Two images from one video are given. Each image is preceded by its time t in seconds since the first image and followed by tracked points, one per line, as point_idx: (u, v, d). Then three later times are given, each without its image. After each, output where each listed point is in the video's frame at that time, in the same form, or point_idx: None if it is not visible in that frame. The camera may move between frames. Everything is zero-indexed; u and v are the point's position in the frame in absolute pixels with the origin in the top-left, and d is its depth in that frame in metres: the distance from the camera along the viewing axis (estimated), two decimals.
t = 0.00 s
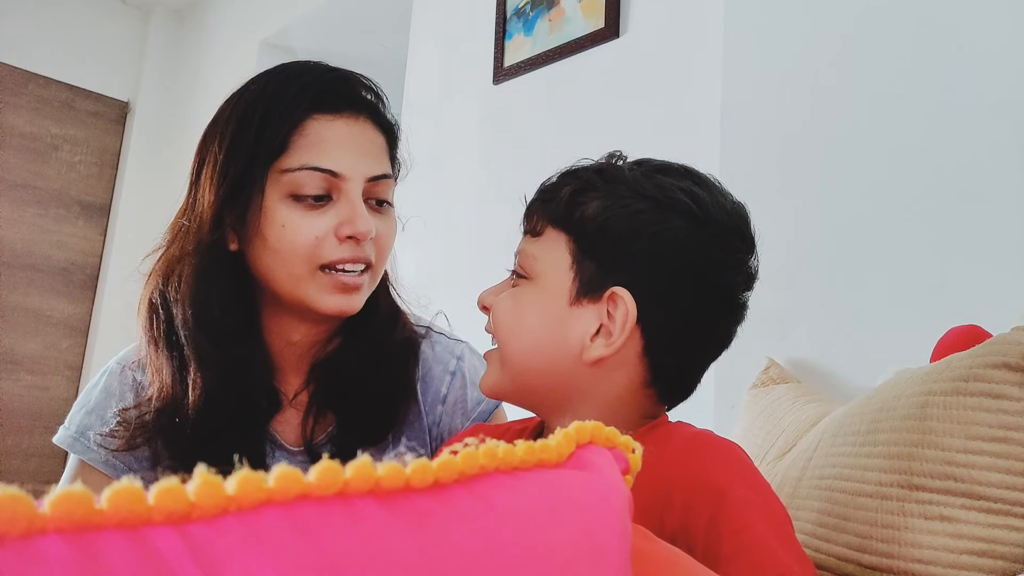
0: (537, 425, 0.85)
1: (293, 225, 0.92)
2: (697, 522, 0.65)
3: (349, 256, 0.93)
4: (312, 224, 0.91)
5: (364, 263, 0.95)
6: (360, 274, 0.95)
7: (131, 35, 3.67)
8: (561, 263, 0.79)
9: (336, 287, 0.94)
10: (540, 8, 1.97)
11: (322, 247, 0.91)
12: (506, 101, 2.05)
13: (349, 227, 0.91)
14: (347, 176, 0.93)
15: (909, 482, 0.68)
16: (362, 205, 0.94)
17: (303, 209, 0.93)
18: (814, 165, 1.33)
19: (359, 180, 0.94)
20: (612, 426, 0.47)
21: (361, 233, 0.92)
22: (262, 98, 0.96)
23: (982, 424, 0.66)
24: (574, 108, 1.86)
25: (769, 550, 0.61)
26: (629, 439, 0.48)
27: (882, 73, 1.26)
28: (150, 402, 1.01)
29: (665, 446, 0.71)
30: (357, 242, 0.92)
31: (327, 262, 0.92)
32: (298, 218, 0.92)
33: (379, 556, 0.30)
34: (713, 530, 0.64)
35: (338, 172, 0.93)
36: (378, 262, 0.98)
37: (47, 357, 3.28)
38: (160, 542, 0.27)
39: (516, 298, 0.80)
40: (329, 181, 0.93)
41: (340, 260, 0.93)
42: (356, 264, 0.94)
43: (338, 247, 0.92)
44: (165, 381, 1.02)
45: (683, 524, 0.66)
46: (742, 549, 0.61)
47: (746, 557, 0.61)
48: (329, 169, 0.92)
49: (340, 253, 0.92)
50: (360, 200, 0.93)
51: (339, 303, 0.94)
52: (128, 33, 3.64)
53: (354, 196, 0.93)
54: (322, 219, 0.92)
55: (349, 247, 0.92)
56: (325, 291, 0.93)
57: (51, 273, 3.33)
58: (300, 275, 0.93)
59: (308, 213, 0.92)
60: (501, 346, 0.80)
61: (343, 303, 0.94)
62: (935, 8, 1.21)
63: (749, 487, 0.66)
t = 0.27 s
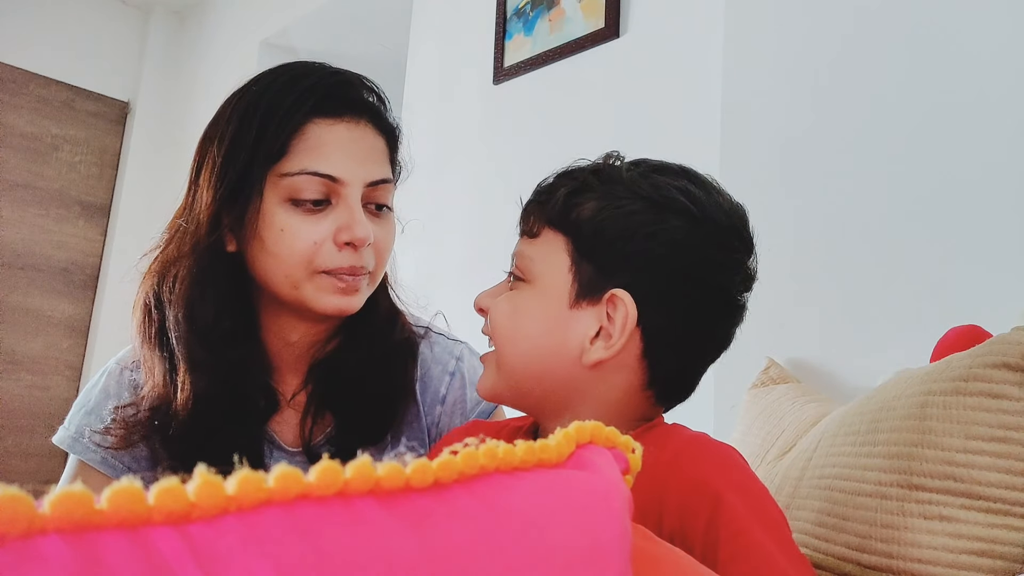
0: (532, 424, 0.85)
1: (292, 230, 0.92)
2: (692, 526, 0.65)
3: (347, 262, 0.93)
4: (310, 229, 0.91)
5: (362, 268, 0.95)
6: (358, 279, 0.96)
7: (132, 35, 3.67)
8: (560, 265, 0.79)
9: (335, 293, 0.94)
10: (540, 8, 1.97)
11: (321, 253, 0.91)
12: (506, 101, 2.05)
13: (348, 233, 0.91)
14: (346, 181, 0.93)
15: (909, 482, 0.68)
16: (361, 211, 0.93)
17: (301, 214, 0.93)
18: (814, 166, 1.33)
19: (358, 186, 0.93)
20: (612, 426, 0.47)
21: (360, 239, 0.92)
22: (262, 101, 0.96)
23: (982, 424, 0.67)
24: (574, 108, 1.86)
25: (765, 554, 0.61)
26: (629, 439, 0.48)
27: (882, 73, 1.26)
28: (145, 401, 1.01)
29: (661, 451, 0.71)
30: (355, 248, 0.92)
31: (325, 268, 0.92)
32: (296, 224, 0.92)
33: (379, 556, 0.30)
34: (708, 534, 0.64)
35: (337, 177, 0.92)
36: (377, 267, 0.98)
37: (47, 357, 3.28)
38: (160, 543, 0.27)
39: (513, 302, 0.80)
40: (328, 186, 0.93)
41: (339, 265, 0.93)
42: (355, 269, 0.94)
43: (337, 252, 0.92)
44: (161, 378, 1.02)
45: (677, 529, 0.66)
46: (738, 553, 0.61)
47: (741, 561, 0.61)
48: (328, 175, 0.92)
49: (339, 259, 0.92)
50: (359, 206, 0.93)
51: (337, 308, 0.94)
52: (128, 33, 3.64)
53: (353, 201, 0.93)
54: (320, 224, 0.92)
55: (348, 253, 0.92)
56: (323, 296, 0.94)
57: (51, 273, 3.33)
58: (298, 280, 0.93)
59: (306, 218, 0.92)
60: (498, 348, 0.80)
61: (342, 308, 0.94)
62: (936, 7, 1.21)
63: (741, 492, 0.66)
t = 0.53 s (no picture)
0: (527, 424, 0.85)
1: (290, 233, 0.92)
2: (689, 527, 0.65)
3: (346, 264, 0.93)
4: (308, 232, 0.91)
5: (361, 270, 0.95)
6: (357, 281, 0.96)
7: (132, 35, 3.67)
8: (557, 270, 0.78)
9: (333, 294, 0.94)
10: (540, 8, 1.97)
11: (319, 256, 0.91)
12: (506, 101, 2.05)
13: (345, 235, 0.91)
14: (344, 184, 0.92)
15: (909, 482, 0.68)
16: (359, 213, 0.93)
17: (299, 217, 0.92)
18: (815, 166, 1.33)
19: (356, 188, 0.93)
20: (612, 426, 0.47)
21: (358, 241, 0.91)
22: (260, 103, 0.96)
23: (982, 424, 0.66)
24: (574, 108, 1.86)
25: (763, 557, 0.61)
26: (629, 439, 0.48)
27: (882, 73, 1.26)
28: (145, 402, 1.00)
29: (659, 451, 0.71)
30: (353, 250, 0.92)
31: (323, 270, 0.92)
32: (294, 226, 0.92)
33: (379, 556, 0.30)
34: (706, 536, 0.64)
35: (335, 179, 0.92)
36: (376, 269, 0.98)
37: (47, 357, 3.28)
38: (160, 543, 0.27)
39: (512, 310, 0.79)
40: (326, 188, 0.92)
41: (337, 267, 0.92)
42: (353, 271, 0.94)
43: (335, 254, 0.92)
44: (160, 377, 1.01)
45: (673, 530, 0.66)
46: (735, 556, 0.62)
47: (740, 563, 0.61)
48: (325, 177, 0.92)
49: (337, 261, 0.92)
50: (358, 208, 0.93)
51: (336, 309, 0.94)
52: (128, 33, 3.64)
53: (351, 204, 0.92)
54: (318, 227, 0.91)
55: (346, 255, 0.92)
56: (322, 297, 0.94)
57: (51, 273, 3.33)
58: (297, 282, 0.93)
59: (304, 220, 0.92)
60: (500, 358, 0.79)
61: (340, 309, 0.95)
62: (936, 7, 1.21)
63: (735, 496, 0.66)
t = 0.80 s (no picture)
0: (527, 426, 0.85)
1: (289, 233, 0.92)
2: (694, 527, 0.65)
3: (346, 262, 0.93)
4: (307, 231, 0.91)
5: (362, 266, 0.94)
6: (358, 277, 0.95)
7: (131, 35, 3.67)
8: (563, 267, 0.78)
9: (334, 293, 0.94)
10: (540, 8, 1.98)
11: (319, 254, 0.91)
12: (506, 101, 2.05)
13: (344, 232, 0.91)
14: (340, 180, 0.92)
15: (909, 482, 0.68)
16: (357, 209, 0.93)
17: (297, 216, 0.93)
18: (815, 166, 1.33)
19: (352, 183, 0.93)
20: (612, 426, 0.47)
21: (356, 237, 0.91)
22: (249, 104, 0.96)
23: (982, 424, 0.66)
24: (574, 108, 1.86)
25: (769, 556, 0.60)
26: (629, 439, 0.48)
27: (882, 73, 1.26)
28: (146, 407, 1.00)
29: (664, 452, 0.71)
30: (353, 247, 0.92)
31: (324, 268, 0.92)
32: (292, 226, 0.92)
33: (379, 557, 0.30)
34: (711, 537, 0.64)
35: (331, 176, 0.92)
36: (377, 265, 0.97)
37: (47, 357, 3.28)
38: (160, 543, 0.27)
39: (520, 310, 0.77)
40: (322, 186, 0.92)
41: (337, 265, 0.92)
42: (354, 268, 0.94)
43: (335, 252, 0.92)
44: (160, 383, 1.01)
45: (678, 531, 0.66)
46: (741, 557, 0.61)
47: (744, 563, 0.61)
48: (321, 175, 0.92)
49: (337, 259, 0.92)
50: (354, 204, 0.93)
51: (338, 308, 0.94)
52: (127, 33, 3.64)
53: (347, 200, 0.92)
54: (316, 225, 0.92)
55: (346, 252, 0.92)
56: (323, 297, 0.94)
57: (51, 273, 3.33)
58: (298, 283, 0.93)
59: (302, 219, 0.92)
60: (506, 359, 0.77)
61: (342, 307, 0.94)
62: (935, 7, 1.21)
63: (742, 494, 0.66)
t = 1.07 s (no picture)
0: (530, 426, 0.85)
1: (286, 221, 0.93)
2: (698, 530, 0.65)
3: (342, 247, 0.94)
4: (303, 218, 0.93)
5: (359, 251, 0.95)
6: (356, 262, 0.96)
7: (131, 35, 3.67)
8: (563, 268, 0.77)
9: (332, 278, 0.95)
10: (540, 8, 1.98)
11: (315, 241, 0.93)
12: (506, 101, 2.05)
13: (337, 216, 0.93)
14: (333, 163, 0.94)
15: (909, 482, 0.68)
16: (352, 194, 0.95)
17: (292, 203, 0.94)
18: (815, 166, 1.33)
19: (345, 165, 0.95)
20: (612, 426, 0.47)
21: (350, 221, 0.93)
22: (245, 95, 0.96)
23: (982, 424, 0.66)
24: (574, 108, 1.86)
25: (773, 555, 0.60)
26: (629, 439, 0.48)
27: (882, 73, 1.26)
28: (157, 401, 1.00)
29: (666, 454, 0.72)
30: (347, 231, 0.94)
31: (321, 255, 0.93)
32: (289, 214, 0.93)
33: (379, 556, 0.30)
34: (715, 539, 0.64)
35: (324, 160, 0.94)
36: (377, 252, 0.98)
37: (47, 357, 3.28)
38: (161, 543, 0.27)
39: (522, 313, 0.77)
40: (317, 171, 0.94)
41: (334, 251, 0.94)
42: (351, 254, 0.95)
43: (330, 237, 0.93)
44: (167, 378, 1.01)
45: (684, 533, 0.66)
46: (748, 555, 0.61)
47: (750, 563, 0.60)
48: (314, 159, 0.94)
49: (333, 244, 0.93)
50: (348, 187, 0.95)
51: (336, 294, 0.95)
52: (128, 33, 3.65)
53: (341, 183, 0.94)
54: (312, 211, 0.93)
55: (342, 237, 0.94)
56: (321, 283, 0.94)
57: (51, 273, 3.33)
58: (296, 271, 0.94)
59: (297, 206, 0.93)
60: (509, 362, 0.77)
61: (342, 293, 0.95)
62: (935, 7, 1.21)
63: (748, 494, 0.65)
